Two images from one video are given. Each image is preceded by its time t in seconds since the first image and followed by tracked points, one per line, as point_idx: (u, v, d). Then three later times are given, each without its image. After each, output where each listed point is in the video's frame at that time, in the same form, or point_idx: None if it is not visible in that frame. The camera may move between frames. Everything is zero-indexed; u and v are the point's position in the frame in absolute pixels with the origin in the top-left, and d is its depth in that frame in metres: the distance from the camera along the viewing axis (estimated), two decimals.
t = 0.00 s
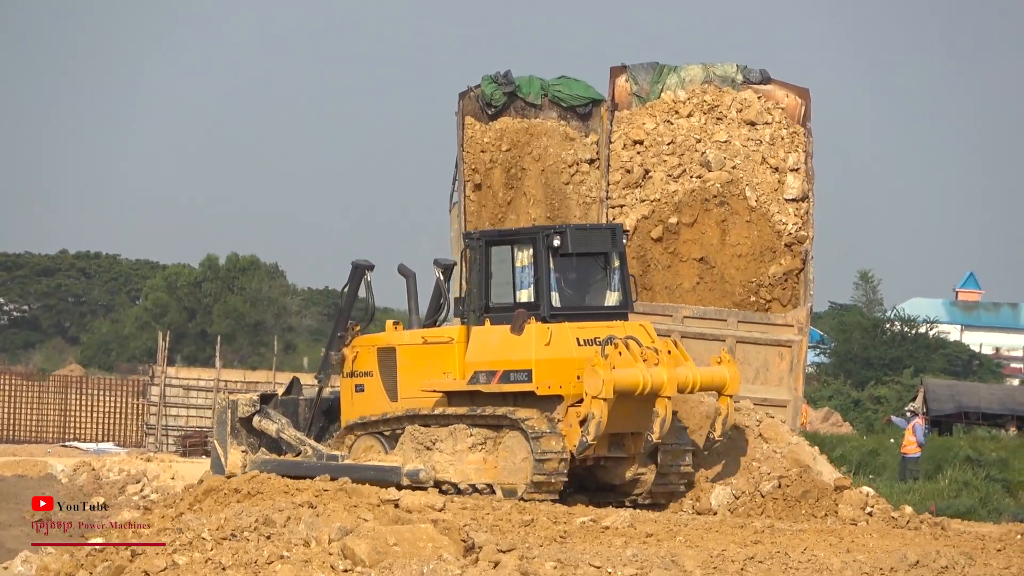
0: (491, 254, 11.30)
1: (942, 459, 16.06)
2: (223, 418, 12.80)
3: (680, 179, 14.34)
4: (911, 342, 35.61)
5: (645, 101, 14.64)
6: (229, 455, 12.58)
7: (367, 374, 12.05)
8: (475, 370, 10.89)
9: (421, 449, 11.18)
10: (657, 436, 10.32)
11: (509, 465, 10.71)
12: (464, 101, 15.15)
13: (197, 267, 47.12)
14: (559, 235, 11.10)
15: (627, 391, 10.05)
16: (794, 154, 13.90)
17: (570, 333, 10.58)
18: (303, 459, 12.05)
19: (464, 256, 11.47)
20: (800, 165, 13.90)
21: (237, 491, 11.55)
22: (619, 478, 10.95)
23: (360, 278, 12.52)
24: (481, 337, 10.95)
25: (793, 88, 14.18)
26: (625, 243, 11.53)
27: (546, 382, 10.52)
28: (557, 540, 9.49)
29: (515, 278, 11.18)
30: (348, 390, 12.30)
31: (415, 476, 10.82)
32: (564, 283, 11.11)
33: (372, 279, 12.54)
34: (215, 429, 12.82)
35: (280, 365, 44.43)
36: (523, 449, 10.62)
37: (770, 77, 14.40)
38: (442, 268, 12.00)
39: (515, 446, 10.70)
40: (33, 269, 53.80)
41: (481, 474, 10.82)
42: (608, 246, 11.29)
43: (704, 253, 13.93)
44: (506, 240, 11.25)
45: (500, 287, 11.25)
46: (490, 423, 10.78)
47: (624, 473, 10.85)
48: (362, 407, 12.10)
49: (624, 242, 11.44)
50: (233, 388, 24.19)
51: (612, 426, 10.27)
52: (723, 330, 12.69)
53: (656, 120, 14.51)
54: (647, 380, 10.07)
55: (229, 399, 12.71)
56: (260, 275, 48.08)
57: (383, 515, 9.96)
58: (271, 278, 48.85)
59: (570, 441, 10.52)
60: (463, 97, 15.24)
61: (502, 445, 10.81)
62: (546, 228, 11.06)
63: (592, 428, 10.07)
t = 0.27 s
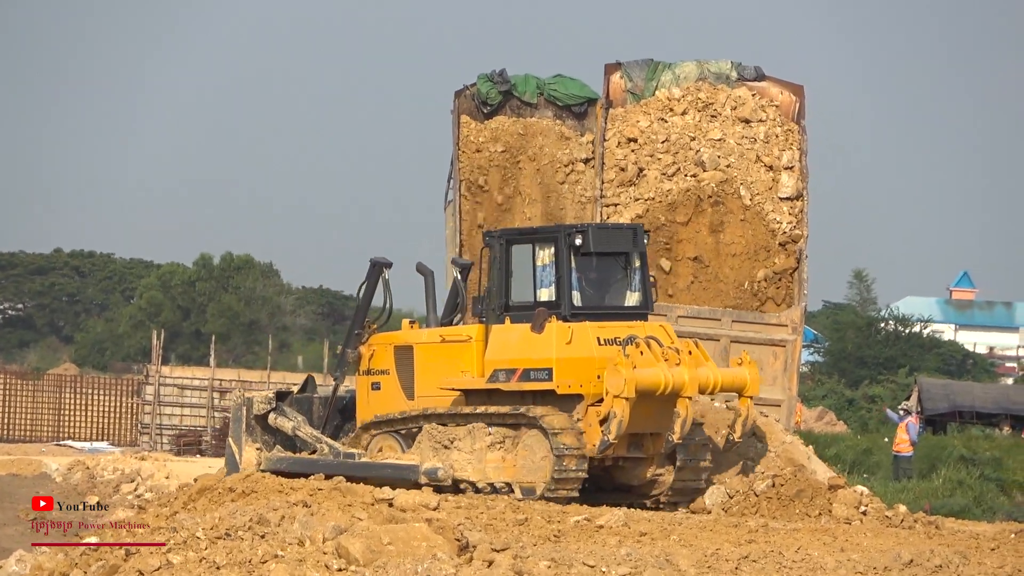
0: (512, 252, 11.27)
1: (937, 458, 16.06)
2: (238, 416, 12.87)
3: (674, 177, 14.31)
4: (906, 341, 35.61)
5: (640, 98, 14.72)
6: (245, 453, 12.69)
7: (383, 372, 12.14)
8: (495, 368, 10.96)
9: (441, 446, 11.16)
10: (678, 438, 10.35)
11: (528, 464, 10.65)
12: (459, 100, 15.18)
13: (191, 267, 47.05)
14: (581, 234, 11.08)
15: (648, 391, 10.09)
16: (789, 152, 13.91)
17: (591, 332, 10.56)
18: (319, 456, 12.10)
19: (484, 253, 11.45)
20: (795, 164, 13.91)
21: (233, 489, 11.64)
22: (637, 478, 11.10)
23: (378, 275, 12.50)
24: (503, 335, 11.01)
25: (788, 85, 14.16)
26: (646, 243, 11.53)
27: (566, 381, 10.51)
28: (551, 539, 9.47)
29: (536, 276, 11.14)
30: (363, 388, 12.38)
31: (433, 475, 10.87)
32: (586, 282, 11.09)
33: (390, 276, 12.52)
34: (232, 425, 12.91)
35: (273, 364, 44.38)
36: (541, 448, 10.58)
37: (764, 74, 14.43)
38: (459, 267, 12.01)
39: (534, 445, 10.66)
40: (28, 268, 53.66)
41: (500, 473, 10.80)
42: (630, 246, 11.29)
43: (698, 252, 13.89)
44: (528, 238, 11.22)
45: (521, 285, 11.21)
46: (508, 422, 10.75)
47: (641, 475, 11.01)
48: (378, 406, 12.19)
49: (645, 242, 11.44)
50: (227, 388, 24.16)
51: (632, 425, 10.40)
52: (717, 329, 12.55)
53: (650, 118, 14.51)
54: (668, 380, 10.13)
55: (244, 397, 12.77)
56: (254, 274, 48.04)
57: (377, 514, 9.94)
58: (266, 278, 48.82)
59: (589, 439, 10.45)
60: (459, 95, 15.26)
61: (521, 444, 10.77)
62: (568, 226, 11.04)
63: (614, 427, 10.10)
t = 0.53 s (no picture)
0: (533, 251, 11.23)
1: (929, 458, 16.05)
2: (251, 412, 12.76)
3: (667, 177, 14.31)
4: (898, 341, 35.61)
5: (633, 96, 14.70)
6: (257, 450, 12.58)
7: (396, 371, 12.05)
8: (515, 368, 10.90)
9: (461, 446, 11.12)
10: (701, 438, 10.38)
11: (550, 464, 10.66)
12: (453, 99, 15.18)
13: (183, 266, 46.98)
14: (603, 234, 11.04)
15: (672, 391, 10.11)
16: (781, 151, 13.93)
17: (613, 334, 10.53)
18: (335, 455, 12.09)
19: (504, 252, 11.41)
20: (787, 162, 13.95)
21: (225, 489, 11.66)
22: (654, 479, 11.03)
23: (392, 274, 12.45)
24: (523, 335, 10.93)
25: (781, 83, 14.14)
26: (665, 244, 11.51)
27: (588, 382, 10.48)
28: (543, 538, 9.45)
29: (556, 276, 11.10)
30: (376, 387, 12.31)
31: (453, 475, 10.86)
32: (607, 282, 11.05)
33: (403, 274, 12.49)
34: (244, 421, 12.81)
35: (265, 364, 44.32)
36: (563, 448, 10.58)
37: (757, 71, 14.31)
38: (471, 267, 12.13)
39: (555, 445, 10.66)
40: (20, 268, 53.51)
41: (521, 473, 10.80)
42: (651, 246, 11.27)
43: (690, 251, 13.86)
44: (549, 238, 11.18)
45: (541, 285, 11.17)
46: (528, 422, 10.76)
47: (660, 476, 10.96)
48: (391, 405, 12.11)
49: (665, 243, 11.42)
50: (219, 387, 24.12)
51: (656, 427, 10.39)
52: (709, 329, 12.47)
53: (643, 116, 14.51)
54: (692, 381, 10.14)
55: (258, 393, 12.65)
56: (247, 274, 47.97)
57: (370, 514, 9.92)
58: (258, 277, 48.75)
59: (610, 441, 10.47)
60: (453, 94, 15.25)
61: (541, 444, 10.77)
62: (590, 226, 11.01)
63: (638, 428, 10.09)
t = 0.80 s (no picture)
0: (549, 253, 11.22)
1: (921, 460, 16.07)
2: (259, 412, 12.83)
3: (660, 179, 14.26)
4: (890, 344, 35.66)
5: (626, 96, 14.72)
6: (265, 451, 12.62)
7: (405, 373, 12.10)
8: (532, 371, 10.87)
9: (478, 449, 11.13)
10: (718, 441, 10.43)
11: (569, 468, 10.56)
12: (445, 100, 15.10)
13: (175, 268, 46.95)
14: (621, 236, 11.01)
15: (694, 395, 10.13)
16: (774, 152, 13.92)
17: (630, 336, 10.50)
18: (346, 456, 12.11)
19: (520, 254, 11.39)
20: (779, 164, 13.93)
21: (217, 492, 11.64)
22: (670, 483, 10.95)
23: (401, 276, 12.48)
24: (540, 337, 10.90)
25: (774, 84, 14.16)
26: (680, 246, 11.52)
27: (607, 384, 10.44)
28: (535, 541, 9.44)
29: (573, 278, 11.09)
30: (384, 388, 12.37)
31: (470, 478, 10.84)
32: (624, 284, 11.06)
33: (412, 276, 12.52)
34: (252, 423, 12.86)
35: (257, 366, 44.26)
36: (582, 452, 10.50)
37: (751, 71, 14.38)
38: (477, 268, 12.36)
39: (573, 448, 10.58)
40: (12, 269, 53.42)
41: (539, 476, 10.74)
42: (667, 248, 11.27)
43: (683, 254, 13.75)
44: (566, 240, 11.17)
45: (558, 287, 11.14)
46: (546, 425, 10.71)
47: (675, 478, 10.90)
48: (400, 406, 12.16)
49: (680, 245, 11.43)
50: (212, 389, 24.08)
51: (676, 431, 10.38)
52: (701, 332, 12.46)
53: (635, 118, 14.50)
54: (714, 384, 10.19)
55: (267, 394, 12.74)
56: (239, 275, 47.90)
57: (362, 516, 9.90)
58: (250, 279, 48.69)
59: (628, 443, 10.44)
60: (445, 95, 15.21)
61: (559, 447, 10.69)
62: (608, 228, 10.99)
63: (660, 432, 10.07)
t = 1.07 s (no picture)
0: (566, 259, 11.13)
1: (911, 464, 16.08)
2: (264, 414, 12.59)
3: (651, 182, 14.28)
4: (881, 348, 35.68)
5: (617, 98, 14.74)
6: (274, 452, 12.43)
7: (413, 376, 12.05)
8: (551, 376, 10.81)
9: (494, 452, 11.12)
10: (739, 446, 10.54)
11: (590, 474, 10.54)
12: (435, 103, 15.12)
13: (166, 272, 46.88)
14: (640, 242, 10.95)
15: (718, 402, 10.14)
16: (765, 154, 13.97)
17: (649, 342, 10.56)
18: (358, 459, 12.06)
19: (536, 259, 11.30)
20: (770, 166, 13.98)
21: (207, 495, 11.59)
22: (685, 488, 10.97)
23: (410, 279, 12.49)
24: (558, 343, 10.84)
25: (765, 85, 14.17)
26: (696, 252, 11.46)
27: (628, 391, 10.43)
28: (526, 544, 9.42)
29: (592, 283, 11.03)
30: (390, 390, 12.32)
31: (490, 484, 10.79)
32: (642, 290, 11.00)
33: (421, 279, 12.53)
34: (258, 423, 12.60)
35: (248, 370, 44.22)
36: (604, 457, 10.49)
37: (742, 73, 14.40)
38: (482, 271, 12.48)
39: (594, 454, 10.57)
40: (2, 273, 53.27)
41: (558, 481, 10.71)
42: (685, 254, 11.22)
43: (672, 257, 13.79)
44: (583, 245, 11.10)
45: (576, 292, 11.07)
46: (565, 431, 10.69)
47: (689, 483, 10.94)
48: (407, 408, 12.13)
49: (697, 251, 11.36)
50: (202, 392, 24.04)
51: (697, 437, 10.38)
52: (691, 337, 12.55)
53: (627, 120, 14.51)
54: (737, 392, 10.17)
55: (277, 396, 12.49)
56: (230, 278, 47.83)
57: (353, 520, 9.88)
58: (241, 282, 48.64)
59: (648, 449, 10.47)
60: (435, 99, 15.19)
61: (579, 453, 10.68)
62: (628, 234, 10.93)
63: (684, 439, 10.09)
